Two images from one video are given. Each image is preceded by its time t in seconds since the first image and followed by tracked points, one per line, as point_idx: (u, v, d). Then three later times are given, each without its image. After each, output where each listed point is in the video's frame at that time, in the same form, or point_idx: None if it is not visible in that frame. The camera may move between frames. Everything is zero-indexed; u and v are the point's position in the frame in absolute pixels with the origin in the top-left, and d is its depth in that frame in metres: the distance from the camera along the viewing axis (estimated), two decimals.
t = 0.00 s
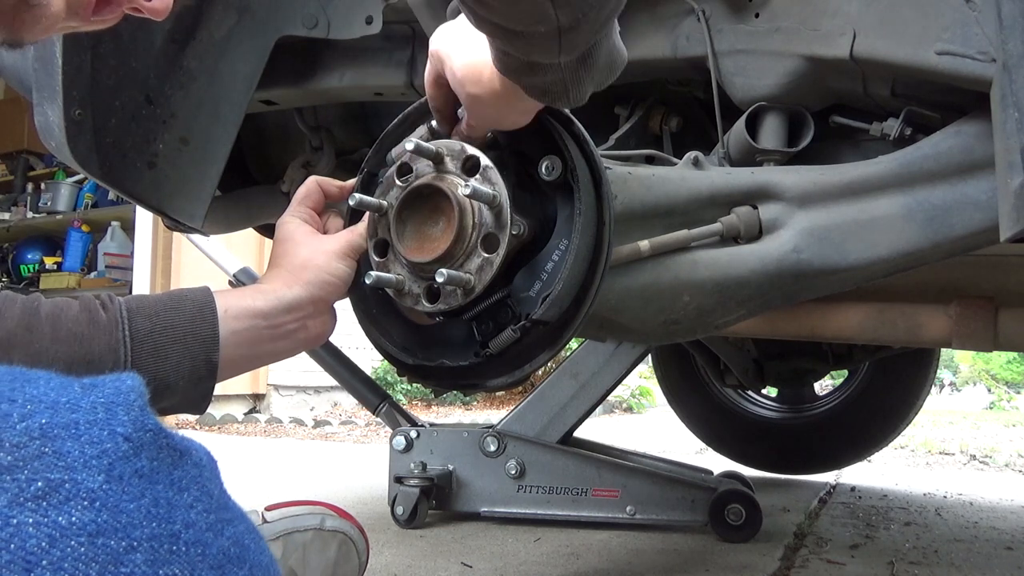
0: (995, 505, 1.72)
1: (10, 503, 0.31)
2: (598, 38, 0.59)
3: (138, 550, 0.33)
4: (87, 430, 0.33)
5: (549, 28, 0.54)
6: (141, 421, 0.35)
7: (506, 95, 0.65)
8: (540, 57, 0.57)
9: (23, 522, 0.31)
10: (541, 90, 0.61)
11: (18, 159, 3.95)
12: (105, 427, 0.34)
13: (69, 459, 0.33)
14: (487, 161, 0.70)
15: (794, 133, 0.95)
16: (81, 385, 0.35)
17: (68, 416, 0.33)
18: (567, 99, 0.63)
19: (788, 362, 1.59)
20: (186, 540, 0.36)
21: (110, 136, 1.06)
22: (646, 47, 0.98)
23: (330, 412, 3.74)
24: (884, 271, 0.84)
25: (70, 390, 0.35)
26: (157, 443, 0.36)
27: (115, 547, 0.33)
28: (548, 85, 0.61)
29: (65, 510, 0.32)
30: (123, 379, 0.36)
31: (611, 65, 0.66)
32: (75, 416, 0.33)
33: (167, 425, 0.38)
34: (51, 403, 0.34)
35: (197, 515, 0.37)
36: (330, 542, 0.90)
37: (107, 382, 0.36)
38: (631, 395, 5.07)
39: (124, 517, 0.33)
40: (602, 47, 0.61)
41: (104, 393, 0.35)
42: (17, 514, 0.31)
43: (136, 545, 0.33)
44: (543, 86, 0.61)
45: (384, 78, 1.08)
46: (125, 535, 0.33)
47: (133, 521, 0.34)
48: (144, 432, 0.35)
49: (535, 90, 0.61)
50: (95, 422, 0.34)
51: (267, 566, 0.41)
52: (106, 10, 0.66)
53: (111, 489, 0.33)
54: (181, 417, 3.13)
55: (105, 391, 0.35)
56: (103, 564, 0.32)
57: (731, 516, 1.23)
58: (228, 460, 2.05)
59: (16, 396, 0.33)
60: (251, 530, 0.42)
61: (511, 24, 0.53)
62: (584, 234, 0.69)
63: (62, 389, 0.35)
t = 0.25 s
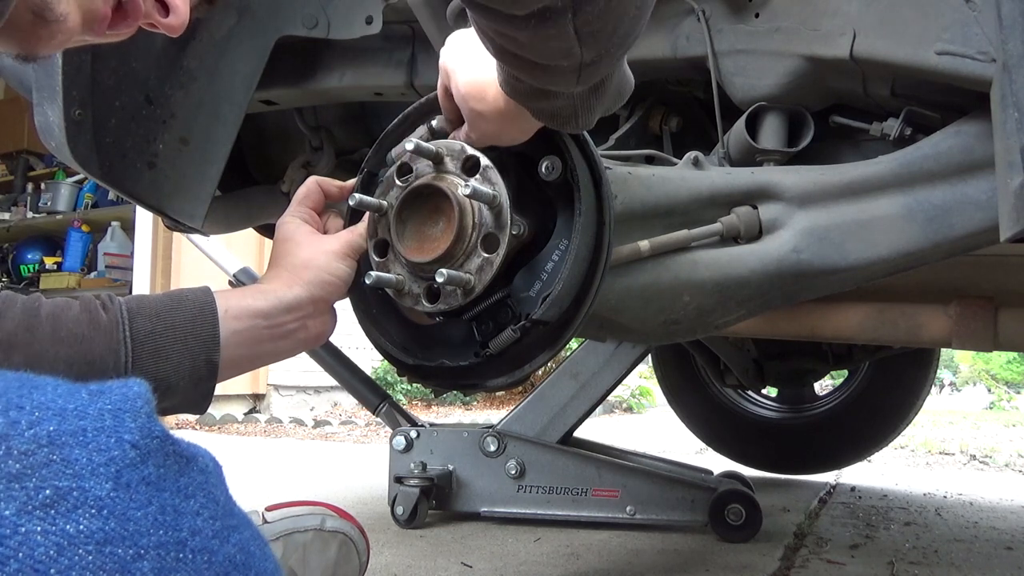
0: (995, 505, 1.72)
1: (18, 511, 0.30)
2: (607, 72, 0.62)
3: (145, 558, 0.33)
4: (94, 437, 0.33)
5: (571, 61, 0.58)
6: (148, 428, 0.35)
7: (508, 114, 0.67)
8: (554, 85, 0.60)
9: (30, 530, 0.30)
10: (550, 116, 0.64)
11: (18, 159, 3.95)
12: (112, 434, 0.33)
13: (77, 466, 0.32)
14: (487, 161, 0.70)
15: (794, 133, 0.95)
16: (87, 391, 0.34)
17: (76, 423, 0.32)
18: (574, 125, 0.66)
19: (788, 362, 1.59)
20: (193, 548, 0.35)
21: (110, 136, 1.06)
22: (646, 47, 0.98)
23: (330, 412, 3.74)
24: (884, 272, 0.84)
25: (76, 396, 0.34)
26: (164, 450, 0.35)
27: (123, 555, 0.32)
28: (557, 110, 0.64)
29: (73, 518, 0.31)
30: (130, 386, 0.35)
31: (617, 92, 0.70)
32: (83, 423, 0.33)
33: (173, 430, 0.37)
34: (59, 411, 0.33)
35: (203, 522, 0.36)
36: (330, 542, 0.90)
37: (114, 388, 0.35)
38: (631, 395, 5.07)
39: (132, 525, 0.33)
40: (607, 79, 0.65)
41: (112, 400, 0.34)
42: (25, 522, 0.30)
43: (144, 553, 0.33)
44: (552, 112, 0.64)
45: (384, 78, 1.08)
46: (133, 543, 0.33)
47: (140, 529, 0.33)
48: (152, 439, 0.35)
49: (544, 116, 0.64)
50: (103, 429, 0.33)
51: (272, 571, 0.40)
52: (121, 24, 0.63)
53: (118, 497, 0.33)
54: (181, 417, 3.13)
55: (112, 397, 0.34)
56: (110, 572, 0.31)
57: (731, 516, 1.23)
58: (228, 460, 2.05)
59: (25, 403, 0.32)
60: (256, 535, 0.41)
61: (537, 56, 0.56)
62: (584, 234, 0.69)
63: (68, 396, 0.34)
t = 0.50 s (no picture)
0: (995, 505, 1.72)
1: (14, 501, 0.30)
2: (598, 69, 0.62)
3: (142, 547, 0.32)
4: (90, 428, 0.32)
5: (569, 53, 0.57)
6: (144, 419, 0.34)
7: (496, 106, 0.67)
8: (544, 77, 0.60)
9: (27, 519, 0.30)
10: (533, 107, 0.64)
11: (18, 159, 3.95)
12: (108, 425, 0.33)
13: (73, 457, 0.31)
14: (487, 161, 0.70)
15: (794, 133, 0.95)
16: (84, 383, 0.34)
17: (71, 414, 0.32)
18: (559, 118, 0.66)
19: (788, 362, 1.59)
20: (190, 538, 0.34)
21: (110, 137, 1.06)
22: (645, 47, 0.98)
23: (330, 412, 3.74)
24: (884, 272, 0.84)
25: (73, 387, 0.33)
26: (161, 441, 0.35)
27: (120, 545, 0.31)
28: (542, 101, 0.64)
29: (70, 507, 0.31)
30: (126, 378, 0.35)
31: (604, 89, 0.71)
32: (78, 414, 0.32)
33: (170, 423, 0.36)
34: (54, 402, 0.32)
35: (200, 513, 0.36)
36: (330, 542, 0.90)
37: (110, 380, 0.35)
38: (631, 395, 5.08)
39: (129, 515, 0.32)
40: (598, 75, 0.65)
41: (107, 391, 0.34)
42: (21, 511, 0.30)
43: (141, 543, 0.32)
44: (536, 103, 0.64)
45: (384, 78, 1.08)
46: (130, 532, 0.32)
47: (137, 519, 0.32)
48: (148, 431, 0.34)
49: (528, 106, 0.64)
50: (99, 420, 0.32)
51: (269, 563, 0.40)
52: (119, 25, 0.63)
53: (115, 487, 0.32)
54: (181, 417, 3.13)
55: (107, 389, 0.34)
56: (107, 563, 0.31)
57: (731, 516, 1.23)
58: (228, 461, 2.05)
59: (21, 394, 0.32)
60: (255, 527, 0.40)
61: (534, 48, 0.56)
62: (584, 234, 0.69)
63: (65, 388, 0.33)
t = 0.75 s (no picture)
0: (995, 505, 1.72)
1: (22, 505, 0.28)
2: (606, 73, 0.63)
3: (149, 551, 0.30)
4: (98, 431, 0.31)
5: (586, 58, 0.58)
6: (151, 422, 0.32)
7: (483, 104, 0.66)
8: (555, 81, 0.60)
9: (35, 523, 0.28)
10: (543, 111, 0.65)
11: (18, 159, 3.95)
12: (115, 428, 0.31)
13: (81, 460, 0.30)
14: (487, 161, 0.70)
15: (794, 133, 0.95)
16: (91, 386, 0.32)
17: (79, 417, 0.30)
18: (568, 122, 0.66)
19: (788, 362, 1.59)
20: (196, 541, 0.32)
21: (110, 136, 1.07)
22: (645, 47, 0.98)
23: (330, 412, 3.74)
24: (884, 272, 0.84)
25: (79, 391, 0.32)
26: (167, 444, 0.33)
27: (126, 549, 0.30)
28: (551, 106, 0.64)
29: (78, 511, 0.29)
30: (133, 380, 0.33)
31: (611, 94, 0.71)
32: (86, 417, 0.31)
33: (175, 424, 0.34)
34: (62, 404, 0.31)
35: (207, 516, 0.34)
36: (330, 542, 0.90)
37: (116, 382, 0.33)
38: (631, 395, 5.08)
39: (135, 518, 0.30)
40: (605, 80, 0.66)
41: (114, 394, 0.32)
42: (30, 515, 0.28)
43: (147, 546, 0.30)
44: (546, 108, 0.64)
45: (384, 78, 1.08)
46: (136, 536, 0.30)
47: (144, 522, 0.31)
48: (154, 434, 0.32)
49: (537, 111, 0.64)
50: (106, 423, 0.31)
51: (276, 568, 0.37)
52: (127, 33, 0.63)
53: (122, 490, 0.30)
54: (181, 417, 3.13)
55: (114, 392, 0.32)
56: (113, 567, 0.29)
57: (731, 516, 1.23)
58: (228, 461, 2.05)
59: (27, 397, 0.30)
60: (260, 532, 0.38)
61: (550, 50, 0.56)
62: (584, 234, 0.69)
63: (72, 391, 0.32)
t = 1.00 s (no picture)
0: (995, 505, 1.72)
1: (22, 504, 0.28)
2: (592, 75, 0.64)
3: (149, 550, 0.30)
4: (97, 431, 0.31)
5: (577, 63, 0.59)
6: (150, 422, 0.32)
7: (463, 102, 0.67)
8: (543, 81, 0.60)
9: (35, 522, 0.28)
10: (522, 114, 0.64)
11: (18, 159, 3.95)
12: (115, 428, 0.31)
13: (81, 460, 0.30)
14: (487, 162, 0.70)
15: (794, 133, 0.95)
16: (91, 386, 0.32)
17: (79, 417, 0.30)
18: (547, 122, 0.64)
19: (788, 362, 1.59)
20: (196, 541, 0.32)
21: (110, 136, 1.07)
22: (645, 47, 0.98)
23: (330, 412, 3.74)
24: (884, 271, 0.84)
25: (78, 391, 0.32)
26: (167, 443, 0.33)
27: (126, 549, 0.30)
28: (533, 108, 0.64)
29: (77, 511, 0.29)
30: (131, 380, 0.33)
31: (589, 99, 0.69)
32: (85, 416, 0.31)
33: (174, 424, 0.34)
34: (62, 403, 0.31)
35: (207, 516, 0.34)
36: (330, 542, 0.90)
37: (115, 382, 0.33)
38: (631, 395, 5.08)
39: (135, 518, 0.30)
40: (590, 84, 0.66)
41: (114, 394, 0.32)
42: (29, 514, 0.28)
43: (147, 545, 0.30)
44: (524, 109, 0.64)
45: (384, 78, 1.08)
46: (136, 535, 0.30)
47: (144, 522, 0.31)
48: (153, 434, 0.32)
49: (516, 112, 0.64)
50: (106, 423, 0.31)
51: (276, 567, 0.37)
52: (130, 42, 0.61)
53: (121, 490, 0.30)
54: (181, 417, 3.13)
55: (114, 391, 0.32)
56: (114, 566, 0.29)
57: (731, 516, 1.23)
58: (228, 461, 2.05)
59: (27, 397, 0.30)
60: (259, 532, 0.38)
61: (542, 56, 0.57)
62: (584, 234, 0.69)
63: (71, 391, 0.32)
